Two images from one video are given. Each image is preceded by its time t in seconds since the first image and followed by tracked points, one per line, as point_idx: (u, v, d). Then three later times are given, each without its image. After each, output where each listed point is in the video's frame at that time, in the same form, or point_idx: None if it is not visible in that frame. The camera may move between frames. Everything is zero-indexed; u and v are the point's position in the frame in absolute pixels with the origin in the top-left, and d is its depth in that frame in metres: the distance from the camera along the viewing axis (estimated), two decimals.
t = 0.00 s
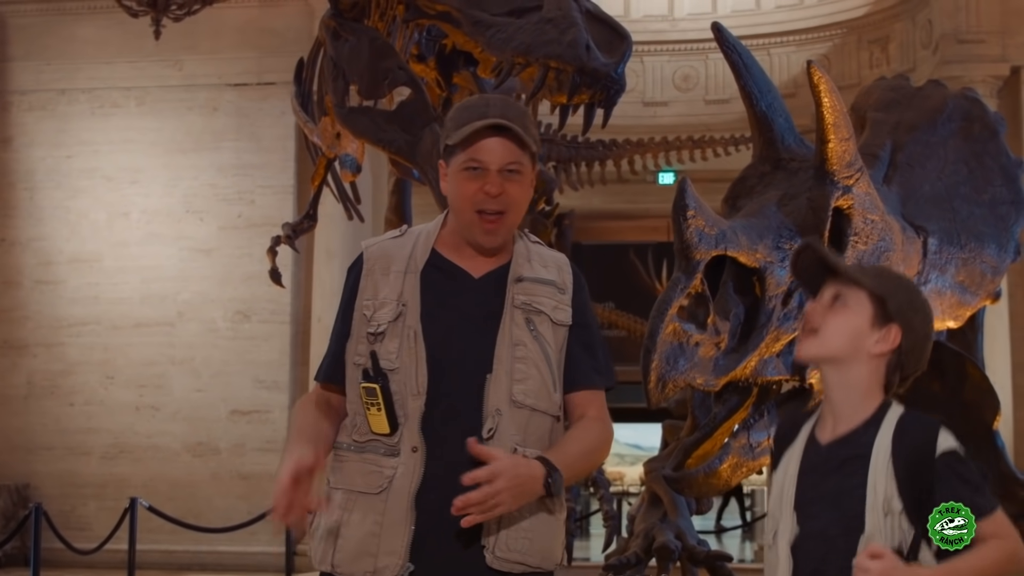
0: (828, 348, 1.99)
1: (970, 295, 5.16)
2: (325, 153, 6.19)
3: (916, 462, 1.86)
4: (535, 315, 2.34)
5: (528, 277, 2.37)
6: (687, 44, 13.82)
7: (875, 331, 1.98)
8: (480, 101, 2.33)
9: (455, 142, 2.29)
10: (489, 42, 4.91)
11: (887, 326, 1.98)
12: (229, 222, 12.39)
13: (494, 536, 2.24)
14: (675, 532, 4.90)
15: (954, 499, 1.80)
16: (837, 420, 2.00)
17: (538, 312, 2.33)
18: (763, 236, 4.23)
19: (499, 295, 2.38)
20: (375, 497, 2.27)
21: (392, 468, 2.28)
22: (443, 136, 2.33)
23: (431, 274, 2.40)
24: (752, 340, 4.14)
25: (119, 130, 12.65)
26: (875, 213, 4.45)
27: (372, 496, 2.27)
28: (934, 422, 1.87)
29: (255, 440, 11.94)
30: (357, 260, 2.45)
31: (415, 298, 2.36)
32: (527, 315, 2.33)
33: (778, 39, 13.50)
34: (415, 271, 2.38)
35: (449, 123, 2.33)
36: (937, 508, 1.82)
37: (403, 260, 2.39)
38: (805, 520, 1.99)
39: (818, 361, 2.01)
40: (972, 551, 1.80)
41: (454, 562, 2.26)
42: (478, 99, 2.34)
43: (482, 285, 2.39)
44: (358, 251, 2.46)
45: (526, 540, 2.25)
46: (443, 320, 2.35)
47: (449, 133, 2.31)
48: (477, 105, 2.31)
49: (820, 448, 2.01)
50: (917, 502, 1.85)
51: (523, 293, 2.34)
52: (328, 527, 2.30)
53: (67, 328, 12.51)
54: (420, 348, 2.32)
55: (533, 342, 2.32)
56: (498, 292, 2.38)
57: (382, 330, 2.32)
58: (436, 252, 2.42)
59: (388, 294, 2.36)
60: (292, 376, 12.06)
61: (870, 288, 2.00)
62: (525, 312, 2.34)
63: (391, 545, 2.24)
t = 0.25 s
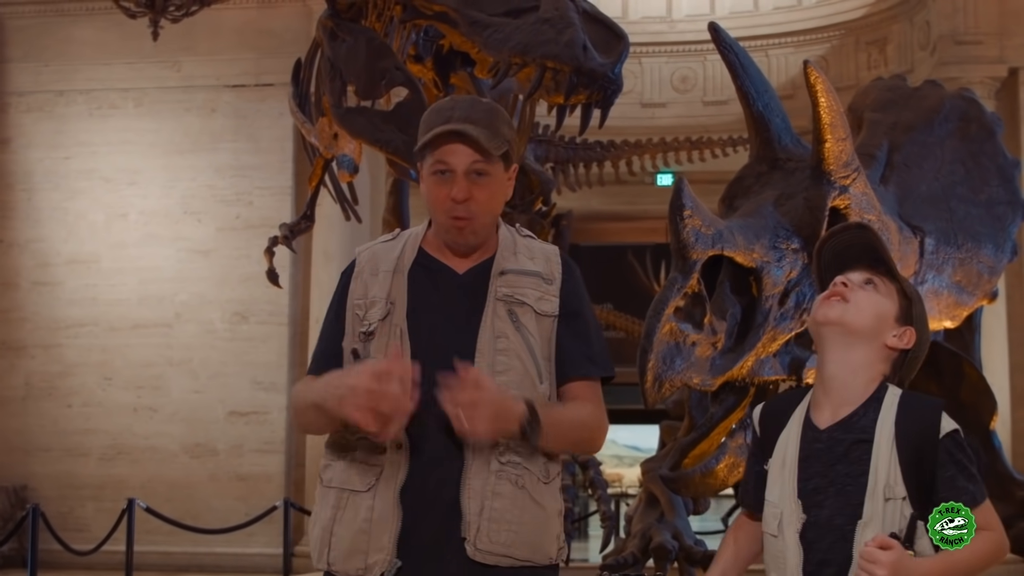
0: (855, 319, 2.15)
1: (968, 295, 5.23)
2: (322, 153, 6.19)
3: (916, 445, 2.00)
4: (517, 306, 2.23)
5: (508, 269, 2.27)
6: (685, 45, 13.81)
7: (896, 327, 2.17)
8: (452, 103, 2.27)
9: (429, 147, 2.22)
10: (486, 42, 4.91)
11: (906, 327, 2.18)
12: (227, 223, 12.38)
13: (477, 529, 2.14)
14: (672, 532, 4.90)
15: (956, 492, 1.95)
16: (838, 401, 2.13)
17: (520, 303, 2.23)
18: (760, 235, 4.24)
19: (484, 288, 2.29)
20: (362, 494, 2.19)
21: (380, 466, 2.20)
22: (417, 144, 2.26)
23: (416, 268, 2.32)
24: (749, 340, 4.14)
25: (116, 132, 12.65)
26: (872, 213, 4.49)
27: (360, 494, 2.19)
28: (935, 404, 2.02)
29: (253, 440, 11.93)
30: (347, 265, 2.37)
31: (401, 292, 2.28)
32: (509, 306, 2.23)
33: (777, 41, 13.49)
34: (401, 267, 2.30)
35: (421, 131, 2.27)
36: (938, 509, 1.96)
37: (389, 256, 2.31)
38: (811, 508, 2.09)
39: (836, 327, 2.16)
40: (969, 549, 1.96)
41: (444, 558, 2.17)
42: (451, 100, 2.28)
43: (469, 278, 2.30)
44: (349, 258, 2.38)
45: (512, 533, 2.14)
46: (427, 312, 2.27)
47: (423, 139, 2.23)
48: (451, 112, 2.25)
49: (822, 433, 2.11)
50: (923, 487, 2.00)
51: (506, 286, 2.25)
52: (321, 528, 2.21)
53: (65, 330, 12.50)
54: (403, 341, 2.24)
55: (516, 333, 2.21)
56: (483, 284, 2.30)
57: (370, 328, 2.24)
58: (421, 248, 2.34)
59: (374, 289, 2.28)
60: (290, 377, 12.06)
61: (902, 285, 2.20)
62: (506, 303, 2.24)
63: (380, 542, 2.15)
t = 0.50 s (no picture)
0: (834, 321, 2.32)
1: (962, 294, 5.22)
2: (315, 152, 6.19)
3: (896, 440, 2.17)
4: (499, 308, 2.60)
5: (495, 269, 2.64)
6: (679, 45, 13.81)
7: (873, 331, 2.34)
8: (480, 109, 2.60)
9: (482, 150, 2.53)
10: (479, 40, 4.90)
11: (882, 331, 2.35)
12: (221, 222, 12.38)
13: (463, 529, 2.51)
14: (665, 531, 4.90)
15: (935, 485, 2.12)
16: (813, 398, 2.29)
17: (504, 304, 2.60)
18: (752, 235, 4.24)
19: (466, 289, 2.65)
20: (359, 494, 2.53)
21: (376, 467, 2.54)
22: (453, 140, 2.56)
23: (400, 273, 2.66)
24: (742, 340, 4.14)
25: (110, 130, 12.63)
26: (865, 213, 4.48)
27: (356, 493, 2.53)
28: (908, 399, 2.20)
29: (246, 439, 11.92)
30: (327, 261, 2.69)
31: (390, 297, 2.61)
32: (492, 308, 2.60)
33: (771, 41, 13.48)
34: (387, 270, 2.64)
35: (462, 128, 2.56)
36: (935, 509, 2.12)
37: (375, 259, 2.65)
38: (794, 506, 2.24)
39: (813, 327, 2.33)
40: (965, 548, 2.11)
41: (433, 552, 2.55)
42: (475, 108, 2.60)
43: (449, 280, 2.66)
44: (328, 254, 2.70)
45: (497, 535, 2.51)
46: (414, 320, 2.63)
47: (471, 141, 2.54)
48: (496, 119, 2.57)
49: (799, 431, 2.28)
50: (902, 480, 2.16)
51: (488, 288, 2.62)
52: (314, 524, 2.53)
53: (58, 328, 12.48)
54: (397, 342, 2.60)
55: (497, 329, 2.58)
56: (464, 286, 2.66)
57: (363, 325, 2.59)
58: (404, 249, 2.68)
59: (364, 291, 2.61)
60: (284, 376, 12.06)
61: (877, 289, 2.38)
62: (489, 305, 2.61)
63: (379, 542, 2.51)
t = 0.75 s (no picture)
0: (787, 315, 2.60)
1: (950, 293, 5.23)
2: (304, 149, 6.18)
3: (841, 428, 2.41)
4: (490, 316, 2.68)
5: (482, 274, 2.71)
6: (669, 44, 13.81)
7: (831, 328, 2.59)
8: (482, 108, 2.60)
9: (489, 149, 2.54)
10: (468, 38, 4.90)
11: (840, 330, 2.60)
12: (211, 221, 12.36)
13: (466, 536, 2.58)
14: (652, 529, 4.90)
15: (874, 471, 2.36)
16: (766, 381, 2.58)
17: (494, 313, 2.68)
18: (741, 233, 4.24)
19: (457, 293, 2.70)
20: (362, 499, 2.51)
21: (379, 471, 2.53)
22: (455, 137, 2.56)
23: (393, 271, 2.65)
24: (730, 339, 4.12)
25: (99, 128, 12.60)
26: (854, 211, 4.48)
27: (356, 497, 2.51)
28: (855, 390, 2.44)
29: (236, 438, 11.90)
30: (312, 249, 2.63)
31: (387, 298, 2.59)
32: (484, 316, 2.68)
33: (761, 40, 13.48)
34: (382, 267, 2.62)
35: (468, 126, 2.56)
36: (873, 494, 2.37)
37: (368, 255, 2.62)
38: (742, 491, 2.51)
39: (771, 321, 2.61)
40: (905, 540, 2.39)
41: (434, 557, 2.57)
42: (477, 106, 2.61)
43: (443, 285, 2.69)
44: (311, 240, 2.65)
45: (492, 540, 2.61)
46: (412, 323, 2.64)
47: (476, 141, 2.55)
48: (497, 119, 2.58)
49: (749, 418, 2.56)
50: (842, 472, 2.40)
51: (479, 295, 2.68)
52: (306, 528, 2.50)
53: (47, 327, 12.45)
54: (398, 343, 2.59)
55: (491, 342, 2.67)
56: (456, 289, 2.70)
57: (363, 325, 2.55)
58: (396, 246, 2.67)
59: (361, 290, 2.58)
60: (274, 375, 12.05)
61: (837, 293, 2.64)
62: (481, 312, 2.68)
63: (382, 548, 2.50)
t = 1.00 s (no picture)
0: (718, 314, 2.58)
1: (935, 290, 5.28)
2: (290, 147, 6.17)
3: (754, 421, 2.41)
4: (466, 309, 2.72)
5: (456, 269, 2.74)
6: (656, 43, 13.80)
7: (765, 314, 2.55)
8: (466, 104, 2.61)
9: (473, 143, 2.54)
10: (454, 35, 4.89)
11: (776, 314, 2.55)
12: (196, 220, 12.34)
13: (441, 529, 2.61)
14: (637, 527, 4.89)
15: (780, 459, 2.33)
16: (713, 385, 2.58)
17: (470, 306, 2.72)
18: (727, 229, 4.24)
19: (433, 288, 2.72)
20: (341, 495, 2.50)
21: (358, 467, 2.52)
22: (439, 131, 2.55)
23: (372, 264, 2.64)
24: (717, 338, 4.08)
25: (85, 126, 12.56)
26: (839, 209, 4.49)
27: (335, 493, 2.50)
28: (769, 379, 2.43)
29: (222, 437, 11.90)
30: (288, 238, 2.61)
31: (366, 293, 2.59)
32: (460, 309, 2.71)
33: (748, 39, 13.48)
34: (361, 260, 2.61)
35: (451, 120, 2.56)
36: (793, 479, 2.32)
37: (347, 248, 2.61)
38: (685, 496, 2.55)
39: (705, 325, 2.60)
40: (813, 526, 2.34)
41: (412, 552, 2.59)
42: (460, 102, 2.61)
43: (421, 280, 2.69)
44: (287, 230, 2.62)
45: (464, 534, 2.63)
46: (390, 318, 2.64)
47: (460, 135, 2.54)
48: (481, 115, 2.59)
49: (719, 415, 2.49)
50: (753, 465, 2.40)
51: (455, 289, 2.71)
52: (285, 525, 2.48)
53: (33, 326, 12.40)
54: (377, 338, 2.59)
55: (468, 338, 2.71)
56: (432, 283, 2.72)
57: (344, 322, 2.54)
58: (374, 239, 2.67)
59: (341, 283, 2.57)
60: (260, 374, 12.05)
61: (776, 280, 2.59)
62: (457, 306, 2.71)
63: (362, 543, 2.51)
